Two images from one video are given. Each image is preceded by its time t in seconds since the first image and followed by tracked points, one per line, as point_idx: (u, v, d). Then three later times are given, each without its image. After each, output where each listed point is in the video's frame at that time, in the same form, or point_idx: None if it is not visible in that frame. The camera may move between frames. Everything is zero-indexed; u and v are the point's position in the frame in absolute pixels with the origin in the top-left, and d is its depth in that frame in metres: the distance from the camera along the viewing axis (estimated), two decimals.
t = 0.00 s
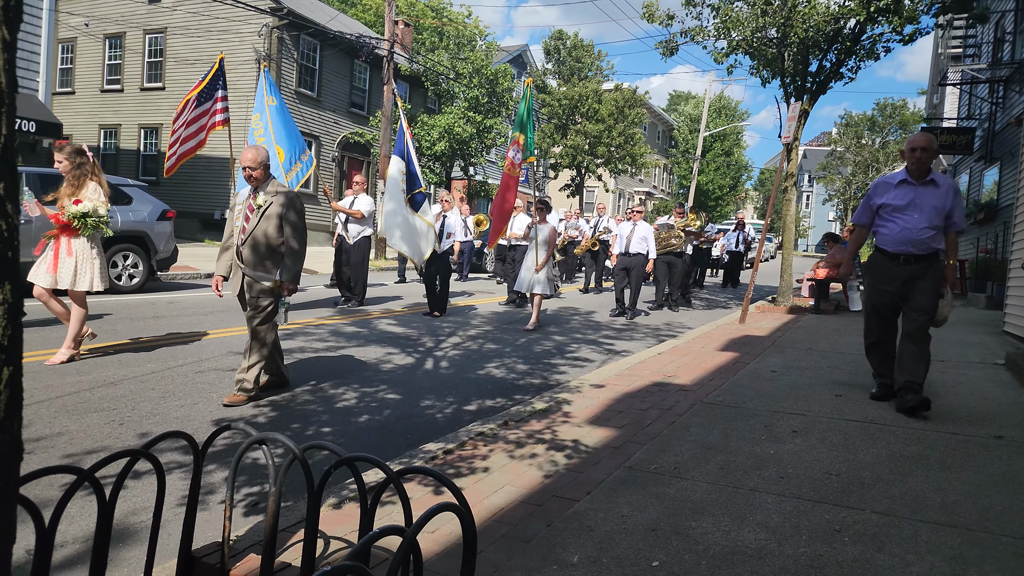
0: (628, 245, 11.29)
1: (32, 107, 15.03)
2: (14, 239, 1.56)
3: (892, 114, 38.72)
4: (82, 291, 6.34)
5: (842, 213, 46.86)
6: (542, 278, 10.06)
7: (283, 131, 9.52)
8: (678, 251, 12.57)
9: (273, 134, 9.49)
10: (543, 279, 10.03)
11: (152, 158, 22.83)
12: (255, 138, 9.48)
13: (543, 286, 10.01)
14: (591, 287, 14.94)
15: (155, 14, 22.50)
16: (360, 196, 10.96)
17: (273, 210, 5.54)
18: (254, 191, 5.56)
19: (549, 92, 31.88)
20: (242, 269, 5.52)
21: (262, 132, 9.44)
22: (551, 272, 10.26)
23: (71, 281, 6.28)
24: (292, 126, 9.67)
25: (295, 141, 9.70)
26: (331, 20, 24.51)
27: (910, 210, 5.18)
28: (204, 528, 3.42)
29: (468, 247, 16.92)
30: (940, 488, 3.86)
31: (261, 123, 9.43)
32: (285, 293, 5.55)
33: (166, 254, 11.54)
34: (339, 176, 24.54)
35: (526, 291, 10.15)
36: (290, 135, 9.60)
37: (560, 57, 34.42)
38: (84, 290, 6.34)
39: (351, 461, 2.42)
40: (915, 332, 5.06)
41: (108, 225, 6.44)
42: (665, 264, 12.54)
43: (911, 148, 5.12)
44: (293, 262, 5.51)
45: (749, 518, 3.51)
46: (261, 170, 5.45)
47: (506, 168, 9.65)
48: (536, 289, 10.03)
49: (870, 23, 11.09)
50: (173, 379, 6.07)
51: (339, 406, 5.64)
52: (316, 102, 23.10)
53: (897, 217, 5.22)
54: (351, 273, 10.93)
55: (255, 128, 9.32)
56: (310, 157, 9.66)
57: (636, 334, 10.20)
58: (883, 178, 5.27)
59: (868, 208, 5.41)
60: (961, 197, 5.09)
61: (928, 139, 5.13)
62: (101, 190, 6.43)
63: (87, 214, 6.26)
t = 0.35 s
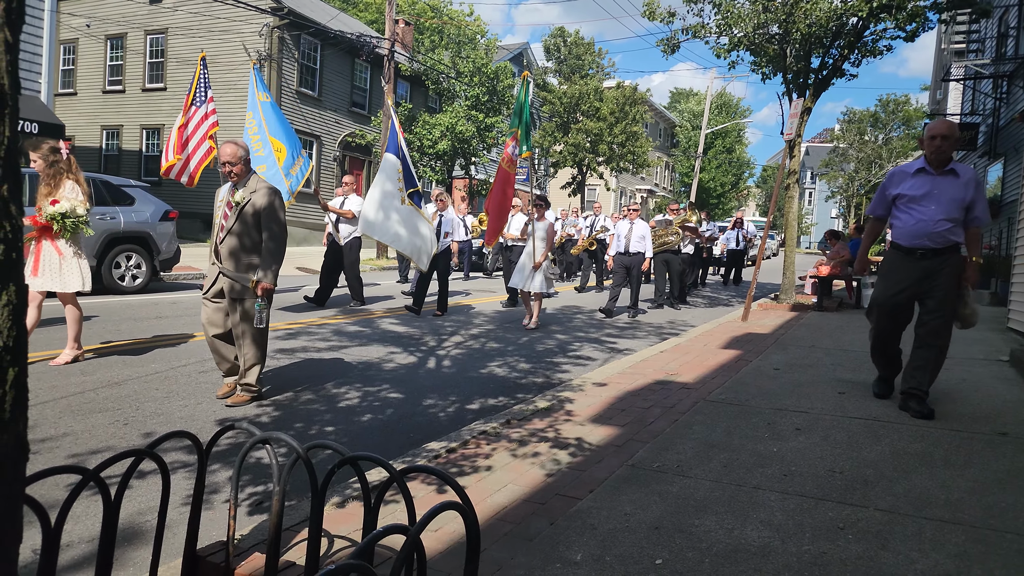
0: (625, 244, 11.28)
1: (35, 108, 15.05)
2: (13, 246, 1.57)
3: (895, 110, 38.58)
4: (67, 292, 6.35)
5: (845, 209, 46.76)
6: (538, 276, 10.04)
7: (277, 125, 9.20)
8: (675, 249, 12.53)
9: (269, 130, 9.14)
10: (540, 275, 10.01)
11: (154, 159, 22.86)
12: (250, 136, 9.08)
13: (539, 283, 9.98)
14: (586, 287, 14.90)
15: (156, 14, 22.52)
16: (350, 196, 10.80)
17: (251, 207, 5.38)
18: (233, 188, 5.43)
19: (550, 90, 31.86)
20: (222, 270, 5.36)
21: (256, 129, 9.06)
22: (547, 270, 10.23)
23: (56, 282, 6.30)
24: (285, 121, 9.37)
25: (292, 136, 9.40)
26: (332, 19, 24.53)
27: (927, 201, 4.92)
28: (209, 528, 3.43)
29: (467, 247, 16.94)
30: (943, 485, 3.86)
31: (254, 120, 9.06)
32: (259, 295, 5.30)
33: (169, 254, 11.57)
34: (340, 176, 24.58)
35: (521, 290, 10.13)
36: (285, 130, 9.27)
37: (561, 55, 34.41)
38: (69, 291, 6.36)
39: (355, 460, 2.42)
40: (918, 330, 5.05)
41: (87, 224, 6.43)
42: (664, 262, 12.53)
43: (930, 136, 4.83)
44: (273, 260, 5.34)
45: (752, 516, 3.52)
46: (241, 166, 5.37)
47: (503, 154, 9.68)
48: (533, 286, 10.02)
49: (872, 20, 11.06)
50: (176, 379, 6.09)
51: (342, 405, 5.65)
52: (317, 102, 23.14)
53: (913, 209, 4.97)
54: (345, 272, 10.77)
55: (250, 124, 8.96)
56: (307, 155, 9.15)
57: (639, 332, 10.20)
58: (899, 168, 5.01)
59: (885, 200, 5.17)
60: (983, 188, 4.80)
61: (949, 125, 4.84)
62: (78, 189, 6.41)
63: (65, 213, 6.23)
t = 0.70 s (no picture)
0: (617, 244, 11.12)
1: (31, 115, 15.01)
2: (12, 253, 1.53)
3: (889, 108, 38.64)
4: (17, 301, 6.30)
5: (841, 208, 46.81)
6: (533, 279, 10.08)
7: (264, 123, 8.87)
8: (670, 248, 12.48)
9: (254, 128, 8.83)
10: (535, 279, 10.06)
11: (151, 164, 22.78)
12: (234, 135, 8.88)
13: (534, 287, 10.04)
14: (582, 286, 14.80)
15: (152, 20, 22.49)
16: (331, 197, 10.35)
17: (218, 211, 5.20)
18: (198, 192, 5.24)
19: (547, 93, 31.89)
20: (189, 277, 5.15)
21: (240, 128, 8.84)
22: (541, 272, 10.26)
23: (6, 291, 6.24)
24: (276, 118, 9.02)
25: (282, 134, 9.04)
26: (328, 23, 24.53)
27: (931, 195, 4.76)
28: (208, 536, 3.39)
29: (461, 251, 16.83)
30: (946, 481, 3.82)
31: (239, 118, 8.84)
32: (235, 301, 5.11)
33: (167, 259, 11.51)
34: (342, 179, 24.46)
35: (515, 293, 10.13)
36: (273, 127, 8.93)
37: (558, 57, 34.45)
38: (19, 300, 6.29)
39: (355, 465, 2.39)
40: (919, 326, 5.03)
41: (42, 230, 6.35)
42: (659, 261, 12.43)
43: (931, 129, 4.68)
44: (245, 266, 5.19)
45: (755, 515, 3.49)
46: (207, 168, 5.15)
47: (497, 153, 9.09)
48: (528, 289, 10.06)
49: (864, 21, 11.07)
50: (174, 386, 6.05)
51: (342, 409, 5.61)
52: (315, 106, 23.10)
53: (917, 204, 4.82)
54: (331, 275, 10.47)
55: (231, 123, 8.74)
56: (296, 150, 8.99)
57: (640, 332, 10.17)
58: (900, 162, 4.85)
59: (888, 195, 5.02)
60: (989, 180, 4.65)
61: (951, 117, 4.67)
62: (38, 195, 6.38)
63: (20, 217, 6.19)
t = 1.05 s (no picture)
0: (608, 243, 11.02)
1: (26, 112, 14.98)
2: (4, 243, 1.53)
3: (887, 110, 38.69)
4: None
5: (839, 208, 46.88)
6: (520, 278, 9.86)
7: (247, 120, 8.86)
8: (669, 250, 12.24)
9: (236, 124, 8.81)
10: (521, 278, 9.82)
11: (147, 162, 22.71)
12: (215, 128, 8.81)
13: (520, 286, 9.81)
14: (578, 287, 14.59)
15: (150, 18, 22.47)
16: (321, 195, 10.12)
17: (182, 205, 5.05)
18: (159, 185, 5.09)
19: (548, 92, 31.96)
20: (153, 273, 5.04)
21: (222, 122, 8.80)
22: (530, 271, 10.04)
23: None
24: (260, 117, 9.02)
25: (265, 133, 8.99)
26: (327, 21, 24.49)
27: (935, 196, 4.60)
28: (206, 535, 3.39)
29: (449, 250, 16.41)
30: (942, 480, 3.83)
31: (222, 112, 8.82)
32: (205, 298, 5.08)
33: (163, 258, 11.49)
34: (339, 179, 24.52)
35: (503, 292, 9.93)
36: (256, 126, 8.91)
37: (557, 57, 34.52)
38: None
39: (352, 464, 2.38)
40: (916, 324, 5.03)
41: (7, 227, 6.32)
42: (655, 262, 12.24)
43: (932, 126, 4.54)
44: (210, 259, 5.07)
45: (752, 514, 3.49)
46: (167, 160, 5.00)
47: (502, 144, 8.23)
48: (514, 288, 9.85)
49: (863, 22, 11.08)
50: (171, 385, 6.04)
51: (340, 409, 5.61)
52: (313, 104, 23.09)
53: (921, 206, 4.64)
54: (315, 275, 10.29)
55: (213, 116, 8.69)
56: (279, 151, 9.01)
57: (638, 332, 10.18)
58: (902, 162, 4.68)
59: (887, 197, 4.84)
60: (991, 181, 4.56)
61: (952, 115, 4.55)
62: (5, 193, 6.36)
63: None
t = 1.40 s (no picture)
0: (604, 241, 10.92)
1: (22, 113, 14.94)
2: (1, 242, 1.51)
3: (883, 108, 38.67)
4: None
5: (836, 207, 46.92)
6: (512, 278, 9.55)
7: (227, 124, 8.72)
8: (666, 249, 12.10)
9: (216, 128, 8.65)
10: (512, 278, 9.51)
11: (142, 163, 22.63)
12: (193, 133, 8.66)
13: (513, 285, 9.53)
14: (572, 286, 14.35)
15: (145, 18, 22.42)
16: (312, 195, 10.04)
17: (152, 208, 4.85)
18: (130, 187, 4.89)
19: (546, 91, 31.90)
20: (123, 279, 4.82)
21: (201, 126, 8.63)
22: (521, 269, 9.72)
23: None
24: (239, 122, 8.91)
25: (244, 138, 8.89)
26: (323, 21, 24.45)
27: (941, 188, 4.45)
28: (204, 536, 3.39)
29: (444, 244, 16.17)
30: (940, 477, 3.84)
31: (201, 116, 8.64)
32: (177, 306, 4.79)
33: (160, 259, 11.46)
34: (336, 179, 24.50)
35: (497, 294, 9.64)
36: (236, 130, 8.78)
37: (554, 56, 34.53)
38: None
39: (350, 465, 2.37)
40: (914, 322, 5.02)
41: None
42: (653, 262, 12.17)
43: (936, 115, 4.39)
44: (182, 266, 4.83)
45: (751, 512, 3.49)
46: (137, 161, 4.78)
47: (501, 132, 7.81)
48: (506, 288, 9.55)
49: (859, 20, 11.07)
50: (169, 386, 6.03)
51: (338, 409, 5.60)
52: (310, 104, 23.08)
53: (927, 198, 4.48)
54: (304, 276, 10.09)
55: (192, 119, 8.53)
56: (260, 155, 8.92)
57: (636, 331, 10.18)
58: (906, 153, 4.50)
59: (887, 191, 4.67)
60: (993, 173, 4.46)
61: (954, 103, 4.42)
62: None
63: None
